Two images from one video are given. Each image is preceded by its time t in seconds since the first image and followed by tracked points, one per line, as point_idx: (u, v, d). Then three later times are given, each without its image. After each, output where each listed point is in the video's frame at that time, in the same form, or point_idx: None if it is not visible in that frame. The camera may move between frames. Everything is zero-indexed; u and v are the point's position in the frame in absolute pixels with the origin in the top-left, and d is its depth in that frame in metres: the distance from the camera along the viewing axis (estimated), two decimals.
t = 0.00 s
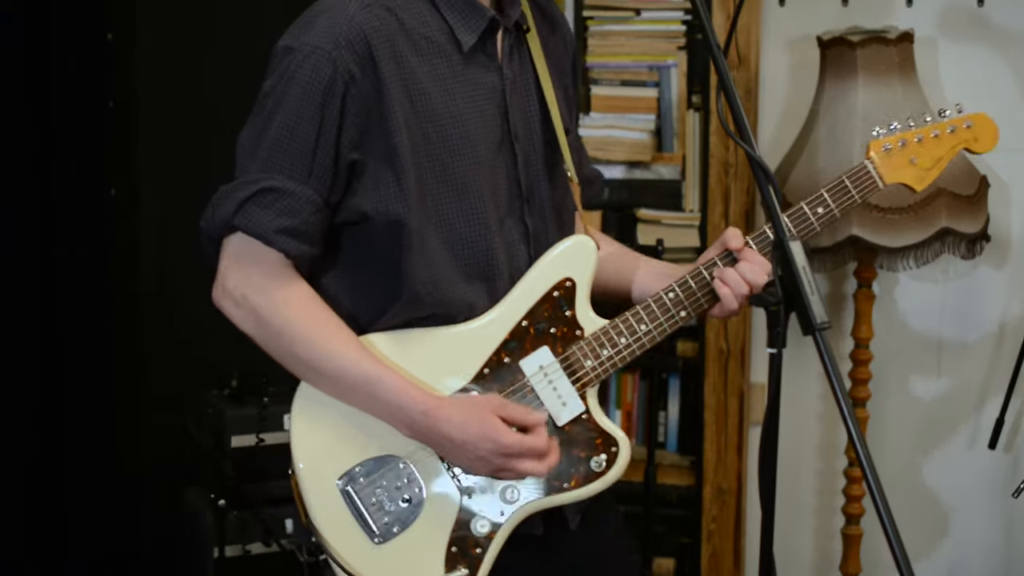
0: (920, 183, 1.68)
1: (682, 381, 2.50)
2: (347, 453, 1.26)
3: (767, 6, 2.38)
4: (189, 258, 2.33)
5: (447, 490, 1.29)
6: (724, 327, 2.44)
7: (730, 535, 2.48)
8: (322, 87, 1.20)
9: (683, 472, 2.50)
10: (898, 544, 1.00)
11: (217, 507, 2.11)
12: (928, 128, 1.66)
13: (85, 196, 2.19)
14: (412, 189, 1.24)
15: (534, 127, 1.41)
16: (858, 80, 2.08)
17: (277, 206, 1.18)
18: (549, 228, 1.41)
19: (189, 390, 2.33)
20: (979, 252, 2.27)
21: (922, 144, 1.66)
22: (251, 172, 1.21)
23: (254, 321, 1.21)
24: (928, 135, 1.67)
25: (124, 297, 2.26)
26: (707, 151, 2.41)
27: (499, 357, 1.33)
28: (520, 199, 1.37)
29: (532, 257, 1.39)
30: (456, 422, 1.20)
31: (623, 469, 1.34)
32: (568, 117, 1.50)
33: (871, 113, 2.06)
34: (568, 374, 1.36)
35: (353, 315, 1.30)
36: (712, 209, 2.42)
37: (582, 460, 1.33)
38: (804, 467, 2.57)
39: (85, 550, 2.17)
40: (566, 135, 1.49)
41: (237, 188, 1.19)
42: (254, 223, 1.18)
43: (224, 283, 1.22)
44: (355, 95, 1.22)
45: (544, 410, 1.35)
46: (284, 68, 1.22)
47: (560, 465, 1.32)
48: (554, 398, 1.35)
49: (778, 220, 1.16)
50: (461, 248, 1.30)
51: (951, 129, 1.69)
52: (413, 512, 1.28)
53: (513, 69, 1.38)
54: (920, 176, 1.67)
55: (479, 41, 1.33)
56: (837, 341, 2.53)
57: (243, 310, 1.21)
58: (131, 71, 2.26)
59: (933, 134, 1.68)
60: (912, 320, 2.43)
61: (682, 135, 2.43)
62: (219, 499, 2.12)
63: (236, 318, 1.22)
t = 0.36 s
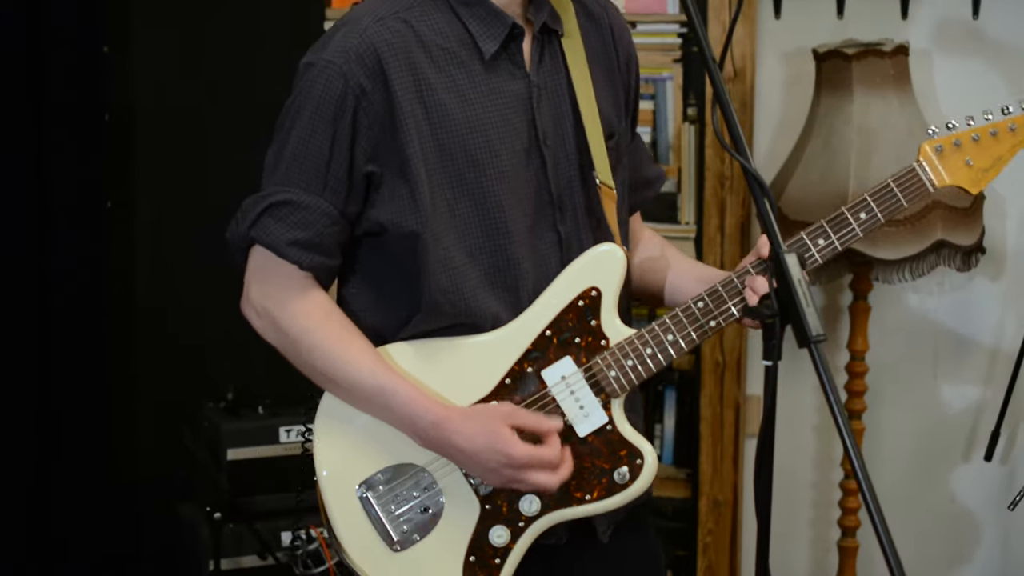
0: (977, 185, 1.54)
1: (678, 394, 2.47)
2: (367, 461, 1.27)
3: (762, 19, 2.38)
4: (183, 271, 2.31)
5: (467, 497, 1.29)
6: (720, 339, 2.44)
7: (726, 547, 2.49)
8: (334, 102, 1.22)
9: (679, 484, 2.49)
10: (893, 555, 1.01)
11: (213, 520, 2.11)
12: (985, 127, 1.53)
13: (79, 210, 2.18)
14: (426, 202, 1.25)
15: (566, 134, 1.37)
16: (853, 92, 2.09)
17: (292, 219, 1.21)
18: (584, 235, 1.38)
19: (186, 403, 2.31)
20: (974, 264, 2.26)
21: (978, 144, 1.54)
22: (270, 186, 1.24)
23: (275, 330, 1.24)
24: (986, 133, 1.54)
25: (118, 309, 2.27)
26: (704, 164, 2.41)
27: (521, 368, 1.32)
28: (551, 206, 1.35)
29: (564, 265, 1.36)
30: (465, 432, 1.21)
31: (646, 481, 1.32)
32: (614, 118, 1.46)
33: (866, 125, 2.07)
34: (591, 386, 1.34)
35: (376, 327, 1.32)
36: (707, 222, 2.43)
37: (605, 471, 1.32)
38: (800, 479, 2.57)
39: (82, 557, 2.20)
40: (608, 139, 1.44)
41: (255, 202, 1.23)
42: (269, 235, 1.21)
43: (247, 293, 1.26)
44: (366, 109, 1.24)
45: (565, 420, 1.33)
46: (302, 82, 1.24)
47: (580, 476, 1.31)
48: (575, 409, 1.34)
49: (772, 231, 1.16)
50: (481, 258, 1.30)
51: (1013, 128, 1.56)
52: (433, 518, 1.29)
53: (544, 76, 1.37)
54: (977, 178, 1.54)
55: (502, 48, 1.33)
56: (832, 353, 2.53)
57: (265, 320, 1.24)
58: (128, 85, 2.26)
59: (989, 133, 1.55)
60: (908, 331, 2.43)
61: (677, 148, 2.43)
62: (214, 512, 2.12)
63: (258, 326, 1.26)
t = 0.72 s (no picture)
0: (993, 222, 1.66)
1: (673, 407, 2.49)
2: (372, 473, 1.27)
3: (757, 32, 2.39)
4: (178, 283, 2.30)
5: (473, 512, 1.29)
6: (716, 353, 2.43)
7: (721, 560, 2.48)
8: (357, 110, 1.21)
9: (674, 497, 2.49)
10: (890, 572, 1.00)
11: (208, 535, 2.05)
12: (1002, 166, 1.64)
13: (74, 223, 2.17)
14: (446, 214, 1.25)
15: (588, 153, 1.38)
16: (847, 107, 2.10)
17: (309, 226, 1.21)
18: (601, 254, 1.38)
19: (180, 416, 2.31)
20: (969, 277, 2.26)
21: (994, 182, 1.65)
22: (288, 192, 1.23)
23: (287, 338, 1.24)
24: (1002, 172, 1.65)
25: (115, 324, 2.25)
26: (698, 177, 2.41)
27: (532, 385, 1.32)
28: (570, 222, 1.35)
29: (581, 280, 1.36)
30: (476, 447, 1.21)
31: (653, 502, 1.32)
32: (636, 139, 1.46)
33: (861, 140, 2.07)
34: (602, 406, 1.35)
35: (389, 339, 1.32)
36: (702, 236, 2.43)
37: (613, 492, 1.32)
38: (794, 493, 2.56)
39: (68, 561, 2.14)
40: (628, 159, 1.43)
41: (272, 207, 1.23)
42: (285, 241, 1.21)
43: (260, 297, 1.26)
44: (391, 118, 1.24)
45: (574, 438, 1.33)
46: (326, 90, 1.24)
47: (588, 495, 1.31)
48: (585, 428, 1.34)
49: (767, 246, 1.16)
50: (498, 272, 1.30)
51: None
52: (437, 532, 1.28)
53: (568, 93, 1.37)
54: (992, 216, 1.65)
55: (528, 62, 1.33)
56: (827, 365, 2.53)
57: (276, 327, 1.24)
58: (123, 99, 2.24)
59: (1007, 171, 1.65)
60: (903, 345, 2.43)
61: (672, 163, 2.43)
62: (209, 527, 2.06)
63: (270, 333, 1.26)
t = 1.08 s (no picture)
0: (976, 247, 1.64)
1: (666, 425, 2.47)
2: (380, 494, 1.26)
3: (748, 49, 2.40)
4: (168, 300, 2.29)
5: (482, 533, 1.28)
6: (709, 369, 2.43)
7: None
8: (371, 124, 1.21)
9: (667, 515, 2.48)
10: None
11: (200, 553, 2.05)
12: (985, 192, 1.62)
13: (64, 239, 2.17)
14: (459, 228, 1.25)
15: (593, 172, 1.39)
16: (838, 125, 2.11)
17: (321, 240, 1.19)
18: (603, 273, 1.38)
19: (171, 434, 2.30)
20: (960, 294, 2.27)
21: (978, 208, 1.63)
22: (296, 206, 1.22)
23: (293, 357, 1.21)
24: (985, 198, 1.63)
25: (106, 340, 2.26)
26: (691, 194, 2.41)
27: (540, 402, 1.32)
28: (576, 239, 1.36)
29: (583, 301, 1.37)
30: (492, 464, 1.19)
31: (661, 520, 1.33)
32: (631, 158, 1.48)
33: (852, 158, 2.08)
34: (609, 424, 1.36)
35: (392, 355, 1.31)
36: (694, 252, 2.43)
37: (622, 510, 1.33)
38: (787, 510, 2.56)
39: None
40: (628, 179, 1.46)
41: (280, 222, 1.20)
42: (296, 255, 1.18)
43: (262, 315, 1.22)
44: (405, 132, 1.23)
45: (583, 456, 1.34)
46: (336, 102, 1.23)
47: (597, 514, 1.32)
48: (593, 446, 1.35)
49: (760, 264, 1.16)
50: (504, 289, 1.30)
51: (1007, 194, 1.65)
52: (447, 553, 1.27)
53: (574, 110, 1.38)
54: (976, 241, 1.63)
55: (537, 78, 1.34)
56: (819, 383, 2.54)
57: (281, 345, 1.21)
58: (114, 116, 2.24)
59: (989, 198, 1.64)
60: (896, 363, 2.43)
61: (664, 179, 2.44)
62: (201, 545, 2.06)
63: (272, 351, 1.22)
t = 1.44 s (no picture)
0: (984, 244, 1.60)
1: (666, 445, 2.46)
2: (391, 521, 1.26)
3: (747, 70, 2.41)
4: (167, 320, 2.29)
5: (495, 556, 1.28)
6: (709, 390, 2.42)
7: None
8: (361, 157, 1.21)
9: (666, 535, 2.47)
10: None
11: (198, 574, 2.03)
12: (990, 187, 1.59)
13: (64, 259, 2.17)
14: (455, 257, 1.25)
15: (589, 191, 1.38)
16: (837, 145, 2.11)
17: (317, 275, 1.20)
18: (605, 289, 1.38)
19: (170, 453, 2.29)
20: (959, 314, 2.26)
21: (983, 204, 1.60)
22: (292, 242, 1.22)
23: (297, 391, 1.22)
24: (990, 194, 1.60)
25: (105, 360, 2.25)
26: (690, 214, 2.43)
27: (545, 423, 1.32)
28: (573, 262, 1.35)
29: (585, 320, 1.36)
30: (497, 490, 1.20)
31: (673, 535, 1.32)
32: (631, 172, 1.47)
33: (851, 178, 2.09)
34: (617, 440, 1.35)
35: (396, 386, 1.32)
36: (693, 272, 2.43)
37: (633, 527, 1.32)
38: (787, 531, 2.55)
39: None
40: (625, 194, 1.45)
41: (276, 259, 1.21)
42: (293, 292, 1.20)
43: (265, 352, 1.24)
44: (396, 163, 1.23)
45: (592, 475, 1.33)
46: (326, 136, 1.23)
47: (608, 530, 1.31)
48: (602, 463, 1.34)
49: (760, 285, 1.16)
50: (503, 316, 1.30)
51: (1013, 187, 1.61)
52: None
53: (566, 131, 1.38)
54: (983, 237, 1.60)
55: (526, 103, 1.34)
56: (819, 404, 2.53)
57: (285, 380, 1.22)
58: (115, 137, 2.25)
59: (995, 193, 1.60)
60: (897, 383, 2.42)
61: (663, 200, 2.43)
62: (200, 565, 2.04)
63: (276, 386, 1.24)
